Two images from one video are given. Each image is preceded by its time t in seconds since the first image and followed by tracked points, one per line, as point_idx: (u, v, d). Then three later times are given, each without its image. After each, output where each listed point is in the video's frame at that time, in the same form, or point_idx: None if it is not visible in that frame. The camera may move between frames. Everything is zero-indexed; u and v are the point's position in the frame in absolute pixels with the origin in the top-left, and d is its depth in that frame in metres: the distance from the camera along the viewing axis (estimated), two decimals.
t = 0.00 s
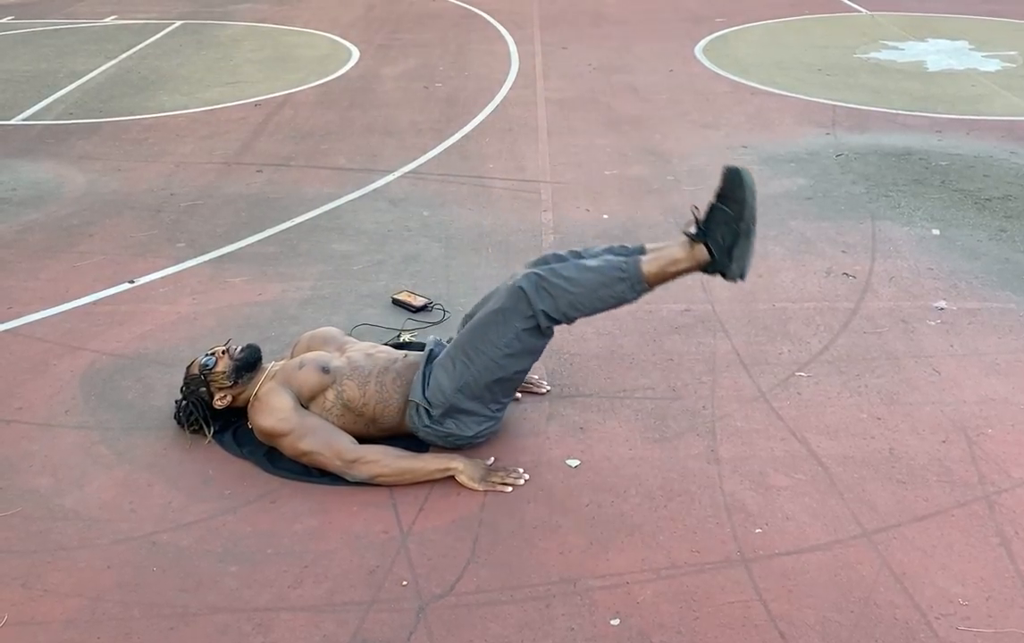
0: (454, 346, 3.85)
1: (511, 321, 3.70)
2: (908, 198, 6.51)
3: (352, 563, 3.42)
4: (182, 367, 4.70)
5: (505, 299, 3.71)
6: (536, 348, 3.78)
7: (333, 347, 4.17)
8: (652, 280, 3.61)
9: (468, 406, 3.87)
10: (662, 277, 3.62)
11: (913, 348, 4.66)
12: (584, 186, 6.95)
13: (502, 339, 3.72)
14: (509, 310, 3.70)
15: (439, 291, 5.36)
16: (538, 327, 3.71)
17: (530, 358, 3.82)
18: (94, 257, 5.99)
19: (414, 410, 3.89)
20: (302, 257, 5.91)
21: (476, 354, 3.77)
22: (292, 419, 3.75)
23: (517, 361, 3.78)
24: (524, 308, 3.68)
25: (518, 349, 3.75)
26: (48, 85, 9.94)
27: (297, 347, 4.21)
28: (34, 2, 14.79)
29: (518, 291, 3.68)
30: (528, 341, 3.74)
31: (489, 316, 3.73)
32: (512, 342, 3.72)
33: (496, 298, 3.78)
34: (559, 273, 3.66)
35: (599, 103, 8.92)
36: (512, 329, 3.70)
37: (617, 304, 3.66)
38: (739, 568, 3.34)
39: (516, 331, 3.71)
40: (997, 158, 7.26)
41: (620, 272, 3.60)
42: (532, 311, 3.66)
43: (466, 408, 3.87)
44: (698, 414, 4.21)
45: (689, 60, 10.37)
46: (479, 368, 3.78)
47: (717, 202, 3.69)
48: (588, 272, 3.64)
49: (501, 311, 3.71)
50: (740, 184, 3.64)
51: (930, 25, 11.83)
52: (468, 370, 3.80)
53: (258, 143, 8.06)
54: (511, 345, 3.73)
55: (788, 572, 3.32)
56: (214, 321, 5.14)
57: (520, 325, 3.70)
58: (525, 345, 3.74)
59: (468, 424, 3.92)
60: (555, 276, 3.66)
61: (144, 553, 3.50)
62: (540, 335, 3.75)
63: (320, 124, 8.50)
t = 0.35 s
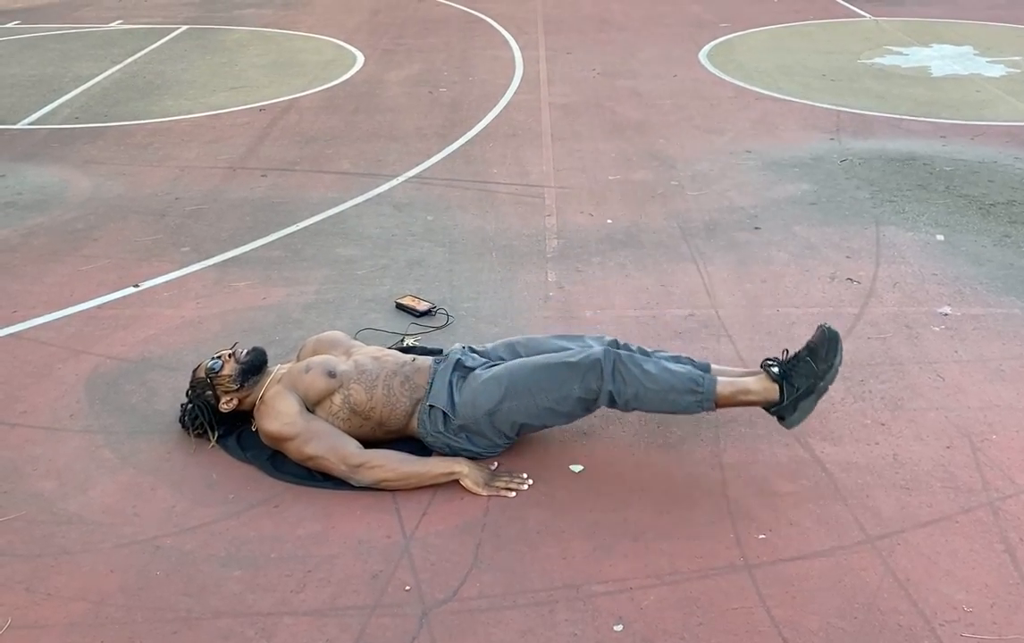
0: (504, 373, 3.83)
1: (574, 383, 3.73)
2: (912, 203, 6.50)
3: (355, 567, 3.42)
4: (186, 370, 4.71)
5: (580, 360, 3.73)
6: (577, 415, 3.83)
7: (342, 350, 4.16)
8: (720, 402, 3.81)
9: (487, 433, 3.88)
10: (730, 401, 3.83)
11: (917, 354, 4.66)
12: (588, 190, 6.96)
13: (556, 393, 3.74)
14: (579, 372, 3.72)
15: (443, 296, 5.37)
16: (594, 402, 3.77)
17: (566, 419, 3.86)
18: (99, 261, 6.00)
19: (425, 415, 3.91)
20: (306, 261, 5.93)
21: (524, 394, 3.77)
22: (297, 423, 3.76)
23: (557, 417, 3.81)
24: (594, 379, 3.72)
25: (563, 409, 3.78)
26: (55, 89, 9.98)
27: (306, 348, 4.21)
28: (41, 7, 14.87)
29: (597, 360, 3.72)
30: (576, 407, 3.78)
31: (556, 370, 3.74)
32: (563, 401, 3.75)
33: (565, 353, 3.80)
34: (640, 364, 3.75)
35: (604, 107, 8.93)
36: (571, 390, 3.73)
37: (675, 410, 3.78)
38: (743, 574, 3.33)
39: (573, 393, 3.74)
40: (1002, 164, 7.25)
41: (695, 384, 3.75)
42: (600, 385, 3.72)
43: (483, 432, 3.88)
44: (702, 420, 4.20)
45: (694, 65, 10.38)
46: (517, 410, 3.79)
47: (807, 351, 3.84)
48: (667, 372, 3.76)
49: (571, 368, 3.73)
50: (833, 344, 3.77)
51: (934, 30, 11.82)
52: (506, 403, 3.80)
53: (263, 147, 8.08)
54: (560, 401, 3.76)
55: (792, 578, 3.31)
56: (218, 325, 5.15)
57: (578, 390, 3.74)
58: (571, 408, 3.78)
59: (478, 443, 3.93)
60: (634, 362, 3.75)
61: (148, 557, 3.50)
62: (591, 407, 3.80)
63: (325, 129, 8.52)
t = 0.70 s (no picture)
0: (513, 388, 3.84)
1: (584, 404, 3.77)
2: (916, 213, 6.50)
3: (357, 576, 3.43)
4: (190, 378, 4.73)
5: (589, 380, 3.78)
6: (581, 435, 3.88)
7: (347, 357, 4.17)
8: (723, 431, 3.84)
9: (491, 448, 3.90)
10: (734, 431, 3.85)
11: (919, 364, 4.66)
12: (592, 199, 6.97)
13: (564, 412, 3.79)
14: (587, 392, 3.77)
15: (446, 304, 5.39)
16: (600, 422, 3.81)
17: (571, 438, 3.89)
18: (104, 268, 6.03)
19: (430, 425, 3.92)
20: (311, 269, 5.95)
21: (532, 411, 3.80)
22: (302, 430, 3.77)
23: (563, 435, 3.85)
24: (602, 400, 3.77)
25: (569, 429, 3.83)
26: (62, 96, 10.04)
27: (311, 355, 4.23)
28: (49, 14, 14.96)
29: (606, 381, 3.77)
30: (581, 426, 3.83)
31: (565, 389, 3.78)
32: (569, 420, 3.80)
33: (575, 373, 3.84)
34: (649, 389, 3.80)
35: (608, 116, 8.95)
36: (579, 411, 3.78)
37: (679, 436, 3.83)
38: (744, 584, 3.34)
39: (580, 413, 3.78)
40: (1005, 174, 7.26)
41: (701, 411, 3.79)
42: (608, 407, 3.77)
43: (487, 447, 3.90)
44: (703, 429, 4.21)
45: (698, 74, 10.41)
46: (524, 426, 3.82)
47: (812, 387, 3.87)
48: (674, 398, 3.81)
49: (580, 388, 3.77)
50: (839, 381, 3.82)
51: (939, 40, 11.83)
52: (512, 418, 3.82)
53: (268, 155, 8.12)
54: (565, 420, 3.80)
55: (793, 588, 3.31)
56: (222, 332, 5.17)
57: (586, 412, 3.78)
58: (577, 428, 3.83)
59: (481, 456, 3.93)
60: (642, 386, 3.81)
61: (151, 564, 3.51)
62: (595, 427, 3.84)
63: (330, 137, 8.56)
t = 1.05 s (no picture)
0: (479, 372, 3.85)
1: (538, 349, 3.69)
2: (923, 225, 6.49)
3: (362, 587, 3.42)
4: (196, 387, 4.73)
5: (531, 326, 3.70)
6: (561, 376, 3.76)
7: (355, 368, 4.16)
8: (679, 318, 3.65)
9: (488, 436, 3.84)
10: (689, 315, 3.65)
11: (926, 376, 4.64)
12: (598, 209, 6.97)
13: (525, 367, 3.71)
14: (536, 338, 3.69)
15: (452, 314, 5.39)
16: (565, 358, 3.71)
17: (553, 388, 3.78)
18: (111, 277, 6.04)
19: (433, 437, 3.93)
20: (316, 278, 5.95)
21: (499, 381, 3.76)
22: (310, 443, 3.74)
23: (540, 388, 3.75)
24: (550, 335, 3.67)
25: (542, 379, 3.73)
26: (69, 104, 10.08)
27: (319, 366, 4.21)
28: (57, 22, 15.04)
29: (543, 318, 3.67)
30: (551, 370, 3.72)
31: (515, 344, 3.73)
32: (535, 371, 3.71)
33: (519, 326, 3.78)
34: (585, 302, 3.67)
35: (613, 126, 8.96)
36: (537, 356, 3.69)
37: (643, 337, 3.66)
38: (750, 597, 3.32)
39: (540, 358, 3.69)
40: (1012, 185, 7.24)
41: (647, 307, 3.63)
42: (559, 339, 3.65)
43: (487, 440, 3.85)
44: (709, 441, 4.19)
45: (704, 84, 10.41)
46: (502, 398, 3.77)
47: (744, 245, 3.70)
48: (614, 304, 3.65)
49: (528, 339, 3.70)
50: (767, 228, 3.66)
51: (945, 51, 11.83)
52: (491, 398, 3.79)
53: (274, 164, 8.14)
54: (534, 374, 3.72)
55: (800, 602, 3.30)
56: (228, 341, 5.18)
57: (545, 355, 3.69)
58: (549, 372, 3.73)
59: (483, 456, 3.90)
60: (580, 305, 3.66)
61: (156, 575, 3.51)
62: (563, 363, 3.73)
63: (336, 146, 8.58)
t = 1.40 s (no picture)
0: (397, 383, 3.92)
1: (408, 322, 3.76)
2: (927, 235, 6.50)
3: (368, 594, 3.43)
4: (202, 394, 4.75)
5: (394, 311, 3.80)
6: (449, 329, 3.78)
7: (351, 378, 4.20)
8: (469, 203, 3.63)
9: (448, 417, 3.84)
10: (471, 196, 3.63)
11: (931, 386, 4.65)
12: (603, 218, 7.00)
13: (415, 344, 3.77)
14: (402, 316, 3.77)
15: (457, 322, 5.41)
16: (433, 312, 3.75)
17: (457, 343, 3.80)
18: (118, 284, 6.07)
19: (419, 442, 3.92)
20: (323, 286, 5.98)
21: (411, 371, 3.81)
22: (308, 453, 3.76)
23: (442, 351, 3.78)
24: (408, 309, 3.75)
25: (433, 342, 3.76)
26: (76, 112, 10.14)
27: (316, 379, 4.24)
28: (65, 31, 15.13)
29: (393, 300, 3.79)
30: (433, 328, 3.76)
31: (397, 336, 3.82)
32: (426, 341, 3.76)
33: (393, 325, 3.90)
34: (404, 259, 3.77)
35: (618, 135, 9.00)
36: (415, 329, 3.75)
37: (463, 245, 3.66)
38: (755, 606, 3.33)
39: (418, 329, 3.75)
40: (1016, 196, 7.26)
41: (439, 221, 3.66)
42: (414, 303, 3.73)
43: (450, 424, 3.85)
44: (714, 450, 4.21)
45: (709, 94, 10.45)
46: (426, 381, 3.79)
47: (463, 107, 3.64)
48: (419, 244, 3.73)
49: (399, 323, 3.80)
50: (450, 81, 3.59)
51: (950, 61, 11.86)
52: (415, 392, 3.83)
53: (281, 172, 8.18)
54: (427, 344, 3.77)
55: (806, 611, 3.30)
56: (234, 348, 5.20)
57: (418, 322, 3.75)
58: (433, 333, 3.76)
59: (463, 439, 3.89)
60: (400, 268, 3.77)
61: (163, 580, 3.52)
62: (438, 315, 3.76)
63: (342, 155, 8.62)
